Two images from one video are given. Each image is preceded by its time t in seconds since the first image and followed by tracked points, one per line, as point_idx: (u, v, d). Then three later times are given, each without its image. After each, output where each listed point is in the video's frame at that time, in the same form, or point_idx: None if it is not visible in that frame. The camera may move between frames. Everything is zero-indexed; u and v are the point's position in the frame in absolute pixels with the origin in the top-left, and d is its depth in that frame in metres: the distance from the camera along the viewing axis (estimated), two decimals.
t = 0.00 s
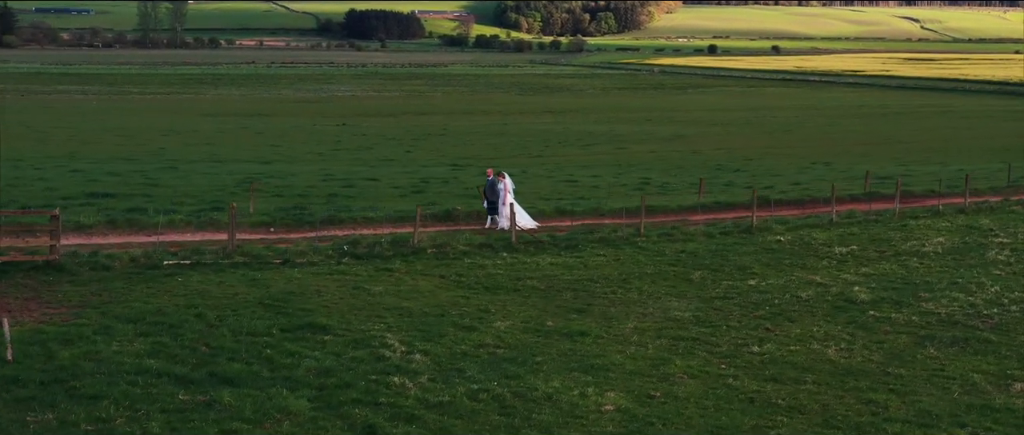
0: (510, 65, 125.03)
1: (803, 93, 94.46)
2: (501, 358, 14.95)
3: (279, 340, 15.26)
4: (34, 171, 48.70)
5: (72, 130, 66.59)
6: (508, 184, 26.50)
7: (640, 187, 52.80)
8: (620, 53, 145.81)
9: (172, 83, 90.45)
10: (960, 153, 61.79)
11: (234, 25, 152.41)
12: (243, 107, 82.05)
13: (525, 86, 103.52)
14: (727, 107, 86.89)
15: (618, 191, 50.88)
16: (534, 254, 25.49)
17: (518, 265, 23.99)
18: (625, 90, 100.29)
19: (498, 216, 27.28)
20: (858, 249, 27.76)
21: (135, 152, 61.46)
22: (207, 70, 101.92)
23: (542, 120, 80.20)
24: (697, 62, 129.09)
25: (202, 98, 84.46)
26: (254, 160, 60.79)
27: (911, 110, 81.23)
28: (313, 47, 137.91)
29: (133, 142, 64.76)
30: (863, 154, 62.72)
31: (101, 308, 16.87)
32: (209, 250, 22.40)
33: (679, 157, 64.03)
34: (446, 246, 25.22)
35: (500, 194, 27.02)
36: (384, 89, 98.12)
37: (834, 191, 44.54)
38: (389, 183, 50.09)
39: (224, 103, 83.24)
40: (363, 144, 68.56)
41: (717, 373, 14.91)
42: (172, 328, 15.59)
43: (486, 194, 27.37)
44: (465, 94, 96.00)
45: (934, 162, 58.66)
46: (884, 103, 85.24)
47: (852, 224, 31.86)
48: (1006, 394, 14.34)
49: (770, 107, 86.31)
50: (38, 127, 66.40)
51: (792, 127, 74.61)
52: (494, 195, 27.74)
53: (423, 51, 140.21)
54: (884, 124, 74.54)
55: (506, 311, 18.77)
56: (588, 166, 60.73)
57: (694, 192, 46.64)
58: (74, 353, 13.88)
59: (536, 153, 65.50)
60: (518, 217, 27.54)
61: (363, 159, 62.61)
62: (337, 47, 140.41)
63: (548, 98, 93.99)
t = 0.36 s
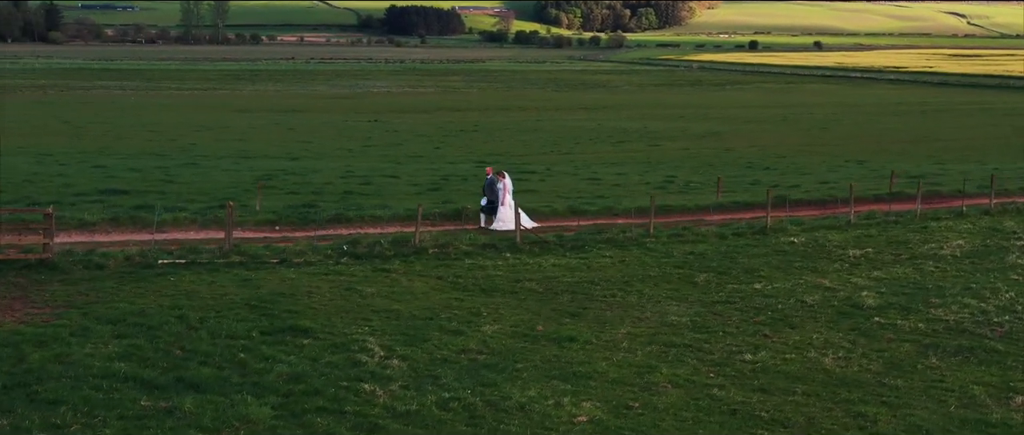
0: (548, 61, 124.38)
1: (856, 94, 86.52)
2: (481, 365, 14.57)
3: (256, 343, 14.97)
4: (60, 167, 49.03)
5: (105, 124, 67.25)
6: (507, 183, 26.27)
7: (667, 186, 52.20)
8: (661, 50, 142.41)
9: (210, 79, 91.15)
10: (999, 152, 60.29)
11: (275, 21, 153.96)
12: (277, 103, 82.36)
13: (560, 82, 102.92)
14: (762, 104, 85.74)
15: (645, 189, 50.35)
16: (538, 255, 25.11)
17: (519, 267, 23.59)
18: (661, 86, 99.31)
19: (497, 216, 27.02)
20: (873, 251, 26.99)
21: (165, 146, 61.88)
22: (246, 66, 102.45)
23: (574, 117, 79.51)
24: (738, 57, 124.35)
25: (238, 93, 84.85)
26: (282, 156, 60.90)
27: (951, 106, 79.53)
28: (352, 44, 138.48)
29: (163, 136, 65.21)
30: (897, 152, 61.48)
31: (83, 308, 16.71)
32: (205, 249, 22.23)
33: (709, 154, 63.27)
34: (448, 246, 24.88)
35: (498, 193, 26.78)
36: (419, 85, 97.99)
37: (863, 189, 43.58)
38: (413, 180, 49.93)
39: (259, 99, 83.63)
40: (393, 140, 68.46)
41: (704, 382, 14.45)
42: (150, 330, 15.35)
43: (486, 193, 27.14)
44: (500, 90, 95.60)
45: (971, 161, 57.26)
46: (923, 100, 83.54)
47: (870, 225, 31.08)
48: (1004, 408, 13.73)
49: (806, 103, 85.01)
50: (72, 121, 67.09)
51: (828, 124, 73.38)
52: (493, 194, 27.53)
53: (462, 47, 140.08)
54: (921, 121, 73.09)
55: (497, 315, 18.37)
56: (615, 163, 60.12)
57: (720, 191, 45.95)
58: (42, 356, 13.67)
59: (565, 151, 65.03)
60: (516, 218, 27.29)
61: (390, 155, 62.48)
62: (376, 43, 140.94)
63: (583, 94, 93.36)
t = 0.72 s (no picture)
0: (591, 58, 123.33)
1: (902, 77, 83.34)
2: (461, 372, 14.22)
3: (235, 347, 14.75)
4: (89, 163, 49.50)
5: (142, 119, 67.92)
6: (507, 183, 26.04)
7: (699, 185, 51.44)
8: (704, 47, 138.35)
9: (252, 75, 91.53)
10: None
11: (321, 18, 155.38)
12: (316, 99, 82.44)
13: (602, 80, 101.92)
14: (802, 102, 84.29)
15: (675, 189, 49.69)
16: (545, 257, 24.72)
17: (523, 269, 23.20)
18: (703, 84, 97.94)
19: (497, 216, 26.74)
20: (893, 255, 26.19)
21: (198, 141, 62.26)
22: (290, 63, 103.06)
23: (612, 115, 78.58)
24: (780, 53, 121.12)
25: (277, 90, 85.25)
26: (313, 152, 61.01)
27: (997, 105, 77.39)
28: (396, 41, 138.65)
29: (198, 131, 65.66)
30: (937, 152, 59.89)
31: (71, 308, 16.66)
32: (206, 249, 22.15)
33: (742, 153, 62.32)
34: (453, 248, 24.56)
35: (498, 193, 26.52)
36: (460, 82, 97.41)
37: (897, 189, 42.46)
38: (441, 179, 49.66)
39: (298, 96, 83.78)
40: (426, 137, 68.21)
41: (690, 393, 14.00)
42: (131, 332, 15.20)
43: (486, 194, 26.88)
44: (540, 88, 94.81)
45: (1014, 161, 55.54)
46: (969, 97, 81.41)
47: (893, 227, 30.25)
48: (1003, 427, 13.13)
49: (847, 101, 83.48)
50: (109, 116, 67.89)
51: (868, 123, 71.90)
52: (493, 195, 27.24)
53: (506, 45, 139.81)
54: (964, 120, 71.26)
55: (490, 320, 18.00)
56: (646, 162, 59.48)
57: (751, 191, 45.13)
58: (16, 358, 13.59)
59: (599, 149, 64.42)
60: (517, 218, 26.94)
61: (422, 153, 62.26)
62: (420, 40, 141.24)
63: (623, 92, 92.35)
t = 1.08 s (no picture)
0: (639, 54, 122.08)
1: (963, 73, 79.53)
2: (443, 377, 13.91)
3: (218, 347, 14.58)
4: (123, 158, 50.11)
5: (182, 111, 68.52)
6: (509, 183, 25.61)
7: (735, 183, 50.58)
8: (755, 43, 134.85)
9: (298, 71, 92.05)
10: None
11: (371, 14, 156.50)
12: (359, 94, 82.52)
13: (648, 75, 100.70)
14: (849, 98, 82.38)
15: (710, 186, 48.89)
16: (554, 257, 24.32)
17: (530, 270, 22.82)
18: (750, 80, 96.26)
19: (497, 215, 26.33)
20: (915, 257, 25.37)
21: (236, 134, 62.64)
22: (338, 59, 103.39)
23: (657, 112, 77.17)
24: (833, 50, 117.73)
25: (325, 85, 85.17)
26: (347, 146, 60.98)
27: None
28: (445, 37, 138.86)
29: (237, 123, 66.05)
30: (983, 152, 58.14)
31: (64, 306, 16.63)
32: (210, 246, 22.09)
33: (781, 151, 61.23)
34: (461, 247, 24.25)
35: (499, 192, 26.11)
36: (505, 78, 96.74)
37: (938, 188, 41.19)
38: (472, 176, 49.38)
39: (342, 90, 83.93)
40: (463, 131, 67.90)
41: (677, 402, 13.57)
42: (116, 330, 15.09)
43: (488, 192, 26.47)
44: (586, 83, 93.82)
45: None
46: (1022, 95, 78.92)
47: (919, 229, 29.36)
48: None
49: (897, 97, 81.35)
50: (150, 108, 68.55)
51: (913, 120, 70.14)
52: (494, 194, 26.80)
53: (554, 40, 139.29)
54: (1014, 119, 69.13)
55: (485, 321, 17.68)
56: (683, 159, 58.69)
57: (786, 190, 44.17)
58: None
59: (637, 145, 63.71)
60: (518, 218, 26.51)
61: (457, 147, 62.03)
62: (470, 36, 141.52)
63: (668, 88, 91.17)
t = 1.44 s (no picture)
0: (690, 50, 120.56)
1: (1022, 60, 75.95)
2: (424, 380, 13.68)
3: (203, 347, 14.49)
4: (161, 154, 50.72)
5: (225, 104, 69.14)
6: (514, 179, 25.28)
7: (774, 181, 49.64)
8: (810, 38, 131.31)
9: (346, 67, 92.32)
10: None
11: (424, 11, 157.11)
12: (405, 89, 82.45)
13: (697, 72, 99.30)
14: (904, 95, 80.25)
15: (746, 185, 48.06)
16: (566, 258, 23.96)
17: (538, 270, 22.48)
18: (802, 76, 94.36)
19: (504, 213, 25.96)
20: (940, 260, 24.55)
21: (275, 127, 63.01)
22: (388, 55, 103.39)
23: (705, 109, 75.60)
24: (890, 46, 114.50)
25: (372, 81, 85.02)
26: (383, 140, 60.93)
27: None
28: (496, 32, 138.76)
29: (278, 116, 66.43)
30: None
31: (58, 302, 16.70)
32: (218, 243, 22.09)
33: (823, 149, 59.97)
34: (471, 246, 24.00)
35: (505, 189, 25.71)
36: (553, 74, 95.94)
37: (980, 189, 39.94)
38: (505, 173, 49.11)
39: (388, 84, 83.92)
40: (503, 126, 67.52)
41: (662, 411, 13.22)
42: (104, 328, 15.07)
43: (493, 190, 26.09)
44: (634, 79, 92.74)
45: None
46: None
47: (949, 231, 28.46)
48: None
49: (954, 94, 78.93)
50: (193, 101, 69.29)
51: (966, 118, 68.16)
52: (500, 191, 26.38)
53: (606, 36, 138.38)
54: None
55: (481, 323, 17.40)
56: (722, 157, 57.80)
57: (824, 189, 43.18)
58: None
59: (677, 141, 62.94)
60: (525, 216, 26.13)
61: (495, 142, 61.75)
62: (521, 32, 141.19)
63: (716, 84, 89.79)
